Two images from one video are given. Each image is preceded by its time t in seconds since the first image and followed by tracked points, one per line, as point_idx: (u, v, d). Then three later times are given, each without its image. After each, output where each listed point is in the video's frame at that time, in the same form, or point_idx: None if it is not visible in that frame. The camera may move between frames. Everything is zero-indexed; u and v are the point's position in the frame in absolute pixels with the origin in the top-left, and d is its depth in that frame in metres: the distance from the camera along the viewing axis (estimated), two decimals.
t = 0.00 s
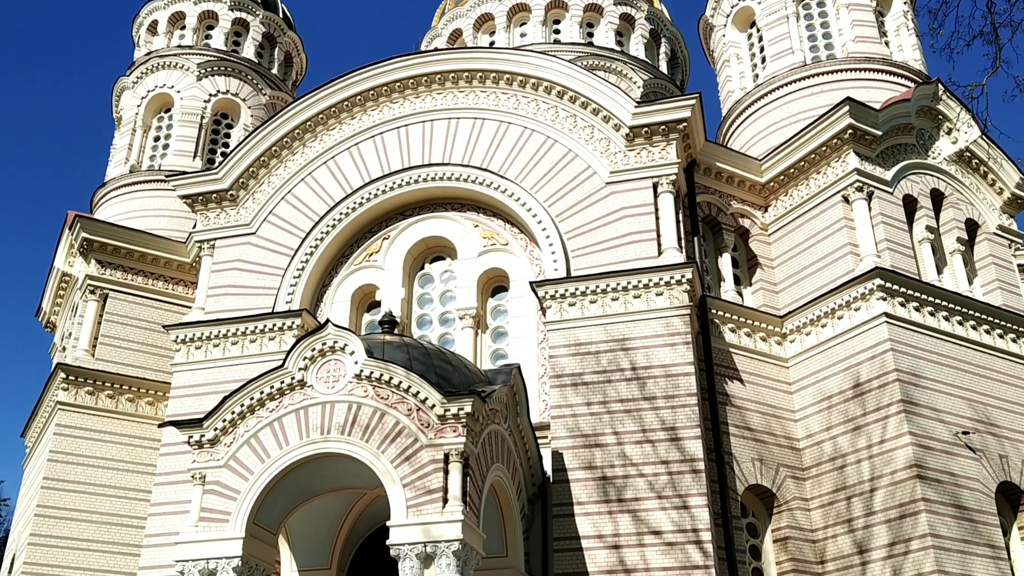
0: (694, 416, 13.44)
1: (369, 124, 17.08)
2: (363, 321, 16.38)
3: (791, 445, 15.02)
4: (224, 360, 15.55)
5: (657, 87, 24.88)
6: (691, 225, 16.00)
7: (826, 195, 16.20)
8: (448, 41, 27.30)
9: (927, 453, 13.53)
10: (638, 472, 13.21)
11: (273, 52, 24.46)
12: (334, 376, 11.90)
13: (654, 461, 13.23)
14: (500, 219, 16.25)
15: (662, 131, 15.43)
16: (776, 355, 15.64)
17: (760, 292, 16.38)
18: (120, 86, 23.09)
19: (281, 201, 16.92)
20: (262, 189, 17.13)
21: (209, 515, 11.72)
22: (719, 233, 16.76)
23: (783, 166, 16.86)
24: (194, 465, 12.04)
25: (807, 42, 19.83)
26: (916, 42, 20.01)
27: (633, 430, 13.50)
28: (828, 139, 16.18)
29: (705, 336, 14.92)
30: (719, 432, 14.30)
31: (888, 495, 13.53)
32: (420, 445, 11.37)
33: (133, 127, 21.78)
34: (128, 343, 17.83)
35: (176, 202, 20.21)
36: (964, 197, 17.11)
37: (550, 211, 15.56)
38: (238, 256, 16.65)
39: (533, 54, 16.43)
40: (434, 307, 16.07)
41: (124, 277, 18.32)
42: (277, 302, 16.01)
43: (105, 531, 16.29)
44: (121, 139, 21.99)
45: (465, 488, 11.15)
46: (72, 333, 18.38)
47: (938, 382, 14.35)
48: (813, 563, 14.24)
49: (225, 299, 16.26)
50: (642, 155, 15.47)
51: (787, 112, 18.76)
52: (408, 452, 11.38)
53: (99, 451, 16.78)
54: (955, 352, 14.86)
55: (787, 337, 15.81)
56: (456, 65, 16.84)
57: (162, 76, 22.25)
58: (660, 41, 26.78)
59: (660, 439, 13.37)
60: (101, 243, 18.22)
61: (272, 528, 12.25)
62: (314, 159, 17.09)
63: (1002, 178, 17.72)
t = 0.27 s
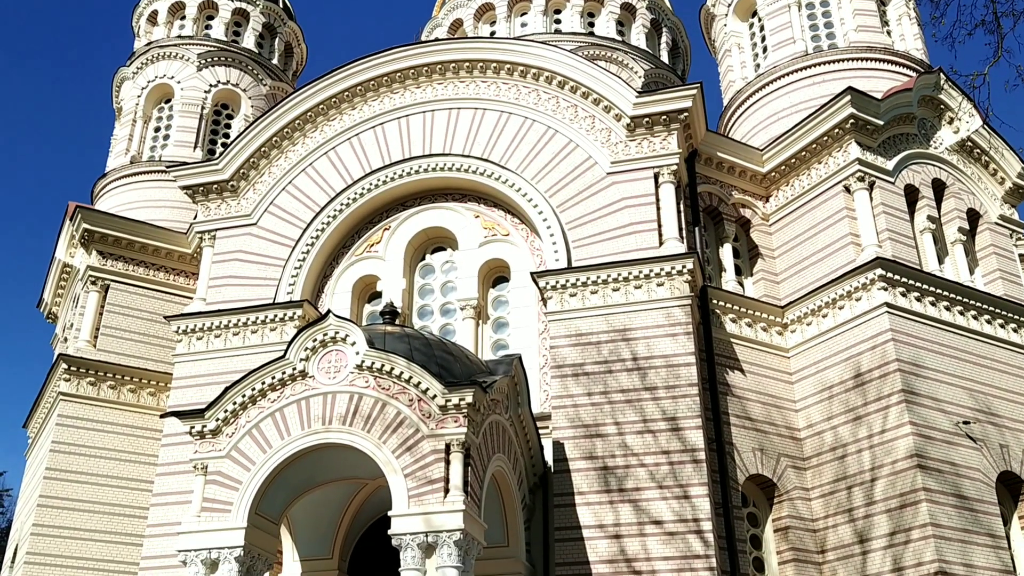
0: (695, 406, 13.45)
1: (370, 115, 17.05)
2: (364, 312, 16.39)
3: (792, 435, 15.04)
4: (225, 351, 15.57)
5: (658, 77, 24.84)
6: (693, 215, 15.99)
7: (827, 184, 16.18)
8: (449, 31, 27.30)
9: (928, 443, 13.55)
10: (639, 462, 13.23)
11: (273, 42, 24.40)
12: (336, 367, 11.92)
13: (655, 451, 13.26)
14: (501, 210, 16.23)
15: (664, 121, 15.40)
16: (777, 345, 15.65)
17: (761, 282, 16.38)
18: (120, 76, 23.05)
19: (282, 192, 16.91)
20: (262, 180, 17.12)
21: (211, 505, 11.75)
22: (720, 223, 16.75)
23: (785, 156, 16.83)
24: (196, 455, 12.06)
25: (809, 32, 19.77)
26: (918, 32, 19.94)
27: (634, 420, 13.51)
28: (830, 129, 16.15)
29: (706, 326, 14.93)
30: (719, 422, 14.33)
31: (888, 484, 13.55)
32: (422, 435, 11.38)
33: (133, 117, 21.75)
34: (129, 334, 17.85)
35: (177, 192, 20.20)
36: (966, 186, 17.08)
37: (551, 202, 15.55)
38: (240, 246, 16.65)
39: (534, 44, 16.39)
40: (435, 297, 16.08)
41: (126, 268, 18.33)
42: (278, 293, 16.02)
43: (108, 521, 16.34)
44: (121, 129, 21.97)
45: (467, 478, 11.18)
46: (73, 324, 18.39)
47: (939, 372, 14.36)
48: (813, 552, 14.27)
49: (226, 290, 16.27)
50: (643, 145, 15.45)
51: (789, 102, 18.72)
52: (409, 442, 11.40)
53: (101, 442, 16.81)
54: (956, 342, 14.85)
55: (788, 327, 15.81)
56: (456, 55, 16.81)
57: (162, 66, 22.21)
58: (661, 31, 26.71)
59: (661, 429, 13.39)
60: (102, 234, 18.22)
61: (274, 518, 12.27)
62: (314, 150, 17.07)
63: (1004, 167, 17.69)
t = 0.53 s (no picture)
0: (696, 396, 13.46)
1: (370, 106, 17.03)
2: (365, 303, 16.39)
3: (793, 426, 15.06)
4: (227, 342, 15.59)
5: (659, 67, 24.80)
6: (694, 206, 15.97)
7: (828, 175, 16.16)
8: (449, 22, 27.30)
9: (929, 434, 13.56)
10: (640, 453, 13.25)
11: (274, 33, 24.36)
12: (337, 358, 11.94)
13: (656, 442, 13.27)
14: (501, 201, 16.22)
15: (665, 111, 15.38)
16: (778, 336, 15.66)
17: (762, 273, 16.37)
18: (120, 67, 23.01)
19: (283, 183, 16.89)
20: (263, 171, 17.11)
21: (213, 496, 11.77)
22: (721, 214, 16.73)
23: (786, 146, 16.81)
24: (198, 446, 12.09)
25: (811, 22, 19.72)
26: (920, 21, 19.88)
27: (635, 411, 13.53)
28: (831, 119, 16.12)
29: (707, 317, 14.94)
30: (721, 413, 14.35)
31: (889, 475, 13.57)
32: (423, 426, 11.40)
33: (134, 108, 21.73)
34: (131, 325, 17.86)
35: (178, 184, 20.18)
36: (967, 176, 17.05)
37: (552, 193, 15.53)
38: (241, 238, 16.64)
39: (534, 35, 16.35)
40: (436, 288, 16.08)
41: (127, 259, 18.34)
42: (279, 284, 16.02)
43: (110, 512, 16.39)
44: (122, 120, 21.94)
45: (468, 469, 11.20)
46: (75, 315, 18.41)
47: (940, 362, 14.36)
48: (814, 543, 14.29)
49: (228, 281, 16.27)
50: (644, 135, 15.42)
51: (790, 92, 18.67)
52: (411, 433, 11.42)
53: (104, 433, 16.84)
54: (957, 332, 14.85)
55: (789, 318, 15.81)
56: (457, 45, 16.78)
57: (163, 57, 22.17)
58: (663, 21, 26.66)
59: (662, 420, 13.40)
60: (103, 225, 18.22)
61: (277, 509, 12.28)
62: (315, 141, 17.05)
63: (1006, 157, 17.66)
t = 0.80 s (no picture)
0: (697, 386, 13.47)
1: (371, 95, 17.00)
2: (366, 293, 16.39)
3: (793, 415, 15.08)
4: (228, 332, 15.60)
5: (661, 56, 24.74)
6: (695, 195, 15.95)
7: (830, 164, 16.13)
8: (450, 11, 27.24)
9: (929, 423, 13.56)
10: (641, 442, 13.27)
11: (274, 22, 24.31)
12: (339, 348, 11.95)
13: (657, 431, 13.29)
14: (503, 190, 16.20)
15: (666, 100, 15.34)
16: (779, 326, 15.66)
17: (764, 263, 16.36)
18: (120, 57, 22.96)
19: (284, 173, 16.88)
20: (264, 161, 17.09)
21: (215, 485, 11.80)
22: (722, 203, 16.71)
23: (788, 135, 16.77)
24: (200, 436, 12.11)
25: (812, 10, 19.65)
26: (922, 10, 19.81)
27: (636, 400, 13.55)
28: (833, 108, 16.08)
29: (708, 307, 14.94)
30: (722, 402, 14.37)
31: (890, 464, 13.59)
32: (424, 416, 11.42)
33: (134, 98, 21.70)
34: (132, 315, 17.88)
35: (179, 173, 20.16)
36: (969, 165, 17.02)
37: (553, 182, 15.51)
38: (242, 228, 16.64)
39: (535, 24, 16.31)
40: (437, 278, 16.08)
41: (128, 249, 18.34)
42: (281, 274, 16.02)
43: (113, 501, 16.44)
44: (122, 110, 21.91)
45: (470, 458, 11.23)
46: (76, 305, 18.43)
47: (941, 351, 14.36)
48: (815, 531, 14.33)
49: (229, 271, 16.28)
50: (645, 125, 15.39)
51: (792, 81, 18.62)
52: (412, 423, 11.44)
53: (105, 422, 16.88)
54: (958, 321, 14.85)
55: (790, 307, 15.82)
56: (457, 35, 16.74)
57: (163, 46, 22.12)
58: (664, 10, 26.59)
59: (663, 409, 13.42)
60: (104, 215, 18.22)
61: (278, 499, 12.31)
62: (316, 130, 17.03)
63: (1008, 146, 17.63)
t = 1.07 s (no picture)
0: (697, 374, 13.49)
1: (370, 84, 16.95)
2: (367, 282, 16.39)
3: (793, 403, 15.10)
4: (228, 321, 15.61)
5: (661, 44, 24.66)
6: (695, 184, 15.92)
7: (831, 152, 16.09)
8: None
9: (929, 411, 13.58)
10: (641, 431, 13.30)
11: (273, 10, 24.22)
12: (339, 337, 11.96)
13: (657, 420, 13.31)
14: (503, 179, 16.18)
15: (666, 88, 15.29)
16: (780, 314, 15.67)
17: (764, 252, 16.35)
18: (119, 45, 22.88)
19: (283, 161, 16.85)
20: (263, 150, 17.05)
21: (216, 474, 11.83)
22: (723, 192, 16.68)
23: (788, 123, 16.73)
24: (201, 425, 12.13)
25: None
26: None
27: (636, 388, 13.56)
28: (834, 96, 16.03)
29: (709, 295, 14.94)
30: (721, 391, 14.39)
31: (889, 452, 13.61)
32: (425, 405, 11.43)
33: (133, 87, 21.64)
34: (132, 304, 17.88)
35: (178, 162, 20.12)
36: (970, 153, 16.99)
37: (553, 171, 15.48)
38: (242, 217, 16.62)
39: (535, 11, 16.24)
40: (437, 267, 16.07)
41: (128, 238, 18.33)
42: (281, 263, 16.02)
43: (114, 489, 16.48)
44: (121, 99, 21.86)
45: (470, 447, 11.25)
46: (76, 295, 18.43)
47: (941, 339, 14.37)
48: (814, 519, 14.36)
49: (229, 260, 16.27)
50: (645, 113, 15.35)
51: (792, 69, 18.56)
52: (413, 412, 11.46)
53: (106, 412, 16.90)
54: (958, 309, 14.85)
55: (790, 296, 15.82)
56: (457, 23, 16.68)
57: (161, 35, 22.04)
58: None
59: (663, 397, 13.44)
60: (104, 204, 18.20)
61: (280, 487, 12.33)
62: (315, 119, 16.98)
63: (1008, 134, 17.59)
